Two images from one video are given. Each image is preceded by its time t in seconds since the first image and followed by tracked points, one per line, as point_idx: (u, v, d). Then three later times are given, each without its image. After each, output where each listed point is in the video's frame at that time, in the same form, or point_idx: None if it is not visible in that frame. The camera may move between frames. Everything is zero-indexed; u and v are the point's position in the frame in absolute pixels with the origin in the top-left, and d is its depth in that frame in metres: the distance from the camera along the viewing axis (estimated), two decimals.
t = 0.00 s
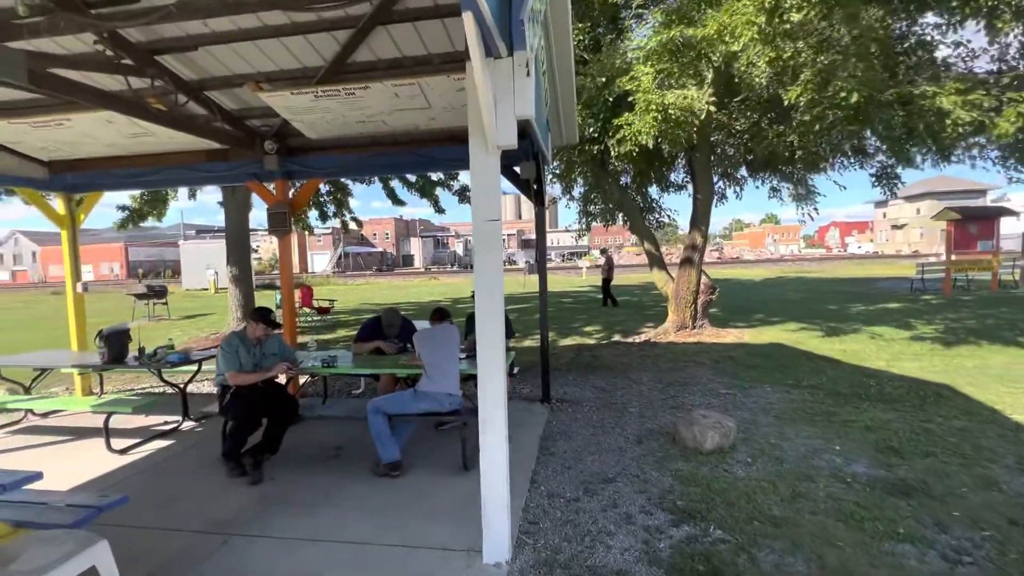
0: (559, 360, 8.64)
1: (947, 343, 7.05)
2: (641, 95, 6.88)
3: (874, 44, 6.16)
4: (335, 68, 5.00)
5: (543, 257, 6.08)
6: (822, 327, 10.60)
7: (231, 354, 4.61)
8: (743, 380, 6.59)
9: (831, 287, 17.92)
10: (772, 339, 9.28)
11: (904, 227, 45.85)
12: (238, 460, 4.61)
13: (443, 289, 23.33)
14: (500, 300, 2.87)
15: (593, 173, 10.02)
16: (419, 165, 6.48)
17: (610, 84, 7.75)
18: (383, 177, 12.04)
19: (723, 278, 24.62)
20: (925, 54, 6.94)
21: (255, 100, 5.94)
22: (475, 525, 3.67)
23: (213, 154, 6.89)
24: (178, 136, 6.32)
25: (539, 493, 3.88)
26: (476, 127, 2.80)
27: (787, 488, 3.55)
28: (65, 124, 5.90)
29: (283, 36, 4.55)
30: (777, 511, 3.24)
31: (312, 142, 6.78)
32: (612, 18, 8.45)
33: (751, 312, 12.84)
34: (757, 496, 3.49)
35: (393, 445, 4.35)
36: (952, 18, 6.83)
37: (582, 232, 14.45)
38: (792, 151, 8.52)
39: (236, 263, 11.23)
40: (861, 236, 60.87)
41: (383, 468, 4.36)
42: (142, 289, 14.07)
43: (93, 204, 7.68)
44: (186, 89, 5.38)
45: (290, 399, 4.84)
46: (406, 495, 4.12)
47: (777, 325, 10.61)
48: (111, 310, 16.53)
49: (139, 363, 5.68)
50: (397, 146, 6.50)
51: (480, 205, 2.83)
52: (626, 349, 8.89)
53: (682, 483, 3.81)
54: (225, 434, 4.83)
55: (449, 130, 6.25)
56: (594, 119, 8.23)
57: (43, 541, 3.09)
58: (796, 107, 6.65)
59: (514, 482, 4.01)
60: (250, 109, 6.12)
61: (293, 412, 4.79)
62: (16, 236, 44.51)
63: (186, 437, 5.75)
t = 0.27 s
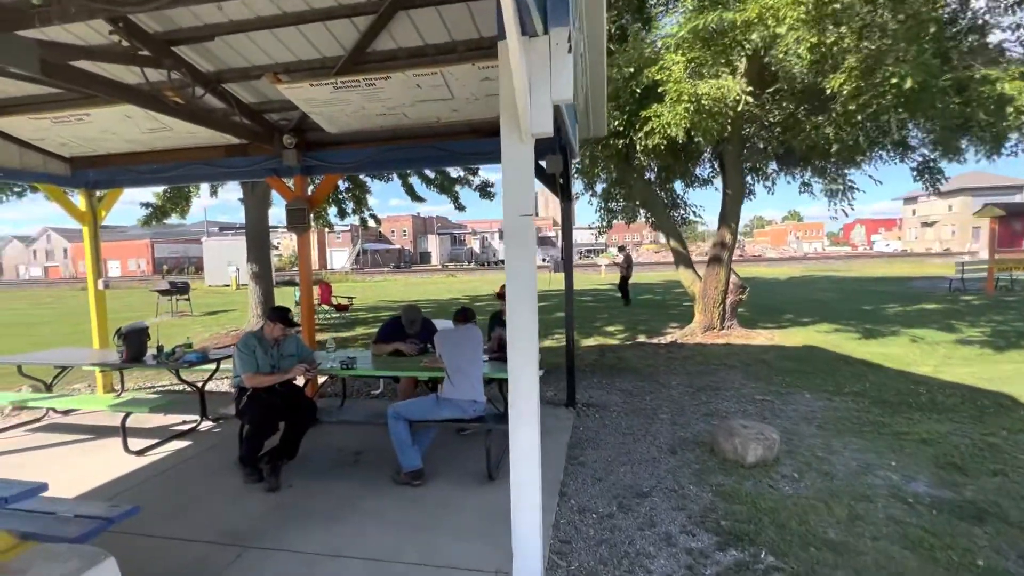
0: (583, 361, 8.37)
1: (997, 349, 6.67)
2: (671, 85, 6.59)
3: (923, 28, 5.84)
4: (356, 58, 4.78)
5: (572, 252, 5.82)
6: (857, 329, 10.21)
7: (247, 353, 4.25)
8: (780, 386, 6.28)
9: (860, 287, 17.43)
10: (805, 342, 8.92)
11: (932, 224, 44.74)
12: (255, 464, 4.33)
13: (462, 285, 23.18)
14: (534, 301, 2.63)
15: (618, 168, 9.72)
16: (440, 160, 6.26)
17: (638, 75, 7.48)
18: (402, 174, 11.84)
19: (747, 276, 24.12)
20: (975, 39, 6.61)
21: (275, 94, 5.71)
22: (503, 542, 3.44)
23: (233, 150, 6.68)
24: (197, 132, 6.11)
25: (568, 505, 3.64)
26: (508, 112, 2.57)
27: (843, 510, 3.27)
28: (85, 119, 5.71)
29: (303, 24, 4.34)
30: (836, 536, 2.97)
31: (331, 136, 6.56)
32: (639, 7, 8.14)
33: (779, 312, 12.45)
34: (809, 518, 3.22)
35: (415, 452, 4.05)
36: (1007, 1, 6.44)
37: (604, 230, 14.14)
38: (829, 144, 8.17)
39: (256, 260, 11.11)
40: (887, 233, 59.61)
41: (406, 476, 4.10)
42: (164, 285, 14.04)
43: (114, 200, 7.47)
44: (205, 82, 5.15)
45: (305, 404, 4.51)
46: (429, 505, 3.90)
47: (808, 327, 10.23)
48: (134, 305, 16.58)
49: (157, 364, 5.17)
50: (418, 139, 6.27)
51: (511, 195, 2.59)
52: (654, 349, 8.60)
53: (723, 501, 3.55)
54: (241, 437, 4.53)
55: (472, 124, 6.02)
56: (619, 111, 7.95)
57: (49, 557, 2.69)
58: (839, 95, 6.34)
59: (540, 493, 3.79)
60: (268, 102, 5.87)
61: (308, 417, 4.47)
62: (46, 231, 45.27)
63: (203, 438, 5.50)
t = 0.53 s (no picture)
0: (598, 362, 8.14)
1: None
2: (691, 77, 6.39)
3: (959, 16, 5.57)
4: (364, 48, 4.58)
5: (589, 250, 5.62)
6: (879, 331, 9.92)
7: (251, 353, 3.93)
8: (803, 391, 6.03)
9: (877, 288, 17.09)
10: (827, 345, 8.65)
11: (950, 223, 44.01)
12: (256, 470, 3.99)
13: (472, 284, 23.02)
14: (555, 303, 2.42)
15: (632, 164, 9.47)
16: (451, 155, 6.07)
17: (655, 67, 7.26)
18: (412, 171, 11.66)
19: (761, 275, 23.78)
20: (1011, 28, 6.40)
21: (282, 87, 5.51)
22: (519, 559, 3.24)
23: (240, 145, 6.48)
24: (204, 126, 5.92)
25: (586, 518, 3.44)
26: (527, 96, 2.37)
27: (885, 531, 3.05)
28: (91, 114, 5.51)
29: (309, 12, 4.14)
30: (881, 561, 2.75)
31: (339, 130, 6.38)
32: None
33: (796, 313, 12.16)
34: (849, 539, 3.00)
35: (424, 461, 3.84)
36: None
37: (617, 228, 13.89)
38: (853, 138, 7.90)
39: (265, 257, 10.95)
40: (902, 232, 58.81)
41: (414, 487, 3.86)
42: (175, 283, 13.93)
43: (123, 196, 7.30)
44: (209, 75, 4.93)
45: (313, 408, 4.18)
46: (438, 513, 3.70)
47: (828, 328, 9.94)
48: (146, 302, 16.50)
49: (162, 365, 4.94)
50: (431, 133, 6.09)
51: (529, 187, 2.38)
52: (671, 350, 8.35)
53: (754, 517, 3.33)
54: (246, 441, 4.23)
55: (484, 117, 5.83)
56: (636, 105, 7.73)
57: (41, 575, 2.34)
58: (868, 86, 6.08)
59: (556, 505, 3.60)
60: (274, 95, 5.67)
61: (316, 422, 4.14)
62: (60, 229, 45.56)
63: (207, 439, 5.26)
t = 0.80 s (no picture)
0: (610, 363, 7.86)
1: None
2: (709, 68, 6.16)
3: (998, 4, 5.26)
4: (369, 36, 4.35)
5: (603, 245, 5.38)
6: (899, 333, 9.64)
7: (248, 358, 3.67)
8: (826, 398, 5.77)
9: (890, 287, 16.80)
10: (848, 347, 8.38)
11: (963, 221, 43.45)
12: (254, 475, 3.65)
13: (479, 281, 22.82)
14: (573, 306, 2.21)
15: (645, 159, 9.22)
16: (459, 149, 5.83)
17: (671, 58, 7.02)
18: (418, 168, 11.42)
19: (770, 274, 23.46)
20: None
21: (283, 79, 5.27)
22: None
23: (241, 140, 6.25)
24: (204, 121, 5.67)
25: (604, 536, 3.21)
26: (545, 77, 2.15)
27: (937, 561, 2.80)
28: (88, 108, 5.21)
29: None
30: None
31: (340, 125, 6.13)
32: None
33: (812, 313, 11.87)
34: (897, 569, 2.75)
35: (431, 471, 3.56)
36: None
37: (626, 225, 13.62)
38: (876, 131, 7.65)
39: (270, 255, 10.74)
40: (914, 230, 58.22)
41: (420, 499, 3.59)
42: (180, 281, 13.74)
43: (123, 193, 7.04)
44: (207, 65, 4.68)
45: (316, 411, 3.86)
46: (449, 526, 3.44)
47: (847, 331, 9.66)
48: (150, 301, 16.33)
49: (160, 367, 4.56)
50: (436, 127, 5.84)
51: (546, 179, 2.17)
52: (687, 352, 8.10)
53: (786, 537, 3.09)
54: (244, 448, 3.90)
55: (493, 110, 5.60)
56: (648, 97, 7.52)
57: None
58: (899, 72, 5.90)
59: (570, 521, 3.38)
60: (275, 87, 5.45)
61: (319, 427, 3.82)
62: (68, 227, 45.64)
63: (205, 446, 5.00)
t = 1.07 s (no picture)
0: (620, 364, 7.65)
1: None
2: (725, 60, 5.96)
3: None
4: (373, 23, 4.13)
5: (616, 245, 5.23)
6: (915, 333, 9.43)
7: (246, 362, 3.45)
8: (847, 403, 5.56)
9: (898, 286, 16.61)
10: (864, 349, 8.17)
11: (968, 219, 43.22)
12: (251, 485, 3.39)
13: (482, 280, 22.62)
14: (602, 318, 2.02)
15: (654, 155, 9.02)
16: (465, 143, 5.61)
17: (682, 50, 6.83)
18: (421, 165, 11.20)
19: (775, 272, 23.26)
20: None
21: (283, 69, 5.05)
22: None
23: (240, 134, 6.04)
24: (202, 114, 5.44)
25: (626, 552, 3.00)
26: (572, 63, 1.94)
27: None
28: (82, 101, 4.96)
29: None
30: None
31: (342, 118, 5.91)
32: None
33: (823, 313, 11.67)
34: None
35: (439, 483, 3.34)
36: None
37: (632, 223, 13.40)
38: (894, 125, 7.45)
39: (271, 253, 10.53)
40: (918, 228, 57.94)
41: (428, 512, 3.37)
42: (180, 280, 13.53)
43: (118, 189, 6.80)
44: (204, 55, 4.46)
45: (315, 417, 3.62)
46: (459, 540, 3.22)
47: (860, 331, 9.45)
48: (150, 300, 16.12)
49: (155, 371, 4.25)
50: (442, 120, 5.62)
51: (571, 177, 1.97)
52: (698, 353, 7.88)
53: (821, 556, 2.88)
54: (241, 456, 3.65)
55: (501, 103, 5.39)
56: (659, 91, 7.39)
57: None
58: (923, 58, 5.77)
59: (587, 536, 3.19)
60: (275, 79, 5.22)
61: (320, 435, 3.58)
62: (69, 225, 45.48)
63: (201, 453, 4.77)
